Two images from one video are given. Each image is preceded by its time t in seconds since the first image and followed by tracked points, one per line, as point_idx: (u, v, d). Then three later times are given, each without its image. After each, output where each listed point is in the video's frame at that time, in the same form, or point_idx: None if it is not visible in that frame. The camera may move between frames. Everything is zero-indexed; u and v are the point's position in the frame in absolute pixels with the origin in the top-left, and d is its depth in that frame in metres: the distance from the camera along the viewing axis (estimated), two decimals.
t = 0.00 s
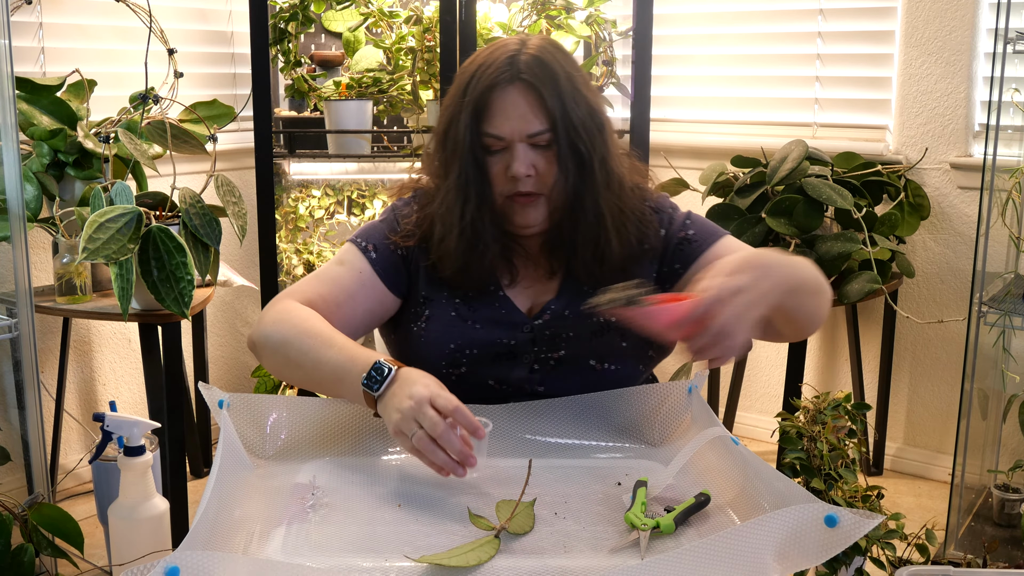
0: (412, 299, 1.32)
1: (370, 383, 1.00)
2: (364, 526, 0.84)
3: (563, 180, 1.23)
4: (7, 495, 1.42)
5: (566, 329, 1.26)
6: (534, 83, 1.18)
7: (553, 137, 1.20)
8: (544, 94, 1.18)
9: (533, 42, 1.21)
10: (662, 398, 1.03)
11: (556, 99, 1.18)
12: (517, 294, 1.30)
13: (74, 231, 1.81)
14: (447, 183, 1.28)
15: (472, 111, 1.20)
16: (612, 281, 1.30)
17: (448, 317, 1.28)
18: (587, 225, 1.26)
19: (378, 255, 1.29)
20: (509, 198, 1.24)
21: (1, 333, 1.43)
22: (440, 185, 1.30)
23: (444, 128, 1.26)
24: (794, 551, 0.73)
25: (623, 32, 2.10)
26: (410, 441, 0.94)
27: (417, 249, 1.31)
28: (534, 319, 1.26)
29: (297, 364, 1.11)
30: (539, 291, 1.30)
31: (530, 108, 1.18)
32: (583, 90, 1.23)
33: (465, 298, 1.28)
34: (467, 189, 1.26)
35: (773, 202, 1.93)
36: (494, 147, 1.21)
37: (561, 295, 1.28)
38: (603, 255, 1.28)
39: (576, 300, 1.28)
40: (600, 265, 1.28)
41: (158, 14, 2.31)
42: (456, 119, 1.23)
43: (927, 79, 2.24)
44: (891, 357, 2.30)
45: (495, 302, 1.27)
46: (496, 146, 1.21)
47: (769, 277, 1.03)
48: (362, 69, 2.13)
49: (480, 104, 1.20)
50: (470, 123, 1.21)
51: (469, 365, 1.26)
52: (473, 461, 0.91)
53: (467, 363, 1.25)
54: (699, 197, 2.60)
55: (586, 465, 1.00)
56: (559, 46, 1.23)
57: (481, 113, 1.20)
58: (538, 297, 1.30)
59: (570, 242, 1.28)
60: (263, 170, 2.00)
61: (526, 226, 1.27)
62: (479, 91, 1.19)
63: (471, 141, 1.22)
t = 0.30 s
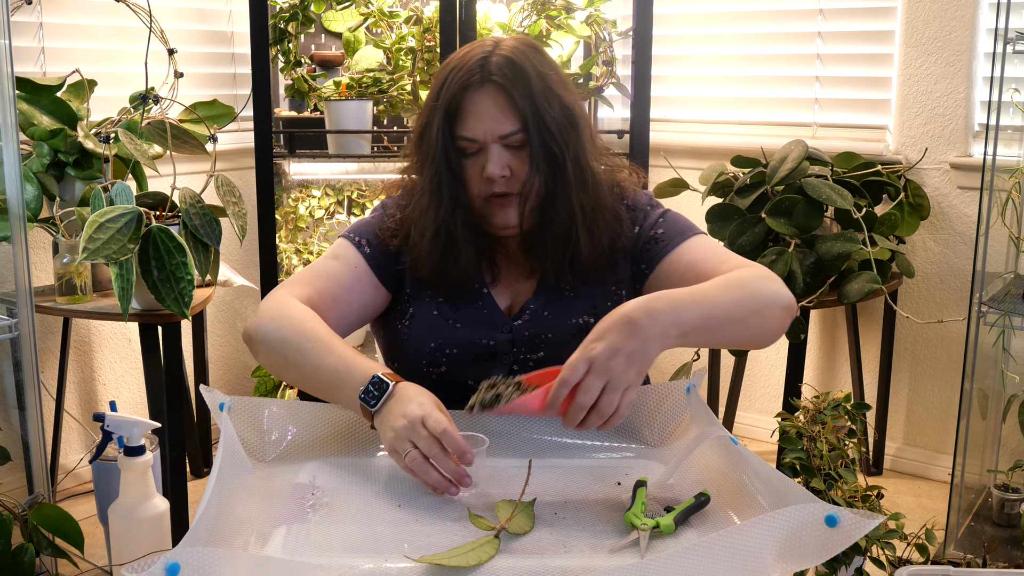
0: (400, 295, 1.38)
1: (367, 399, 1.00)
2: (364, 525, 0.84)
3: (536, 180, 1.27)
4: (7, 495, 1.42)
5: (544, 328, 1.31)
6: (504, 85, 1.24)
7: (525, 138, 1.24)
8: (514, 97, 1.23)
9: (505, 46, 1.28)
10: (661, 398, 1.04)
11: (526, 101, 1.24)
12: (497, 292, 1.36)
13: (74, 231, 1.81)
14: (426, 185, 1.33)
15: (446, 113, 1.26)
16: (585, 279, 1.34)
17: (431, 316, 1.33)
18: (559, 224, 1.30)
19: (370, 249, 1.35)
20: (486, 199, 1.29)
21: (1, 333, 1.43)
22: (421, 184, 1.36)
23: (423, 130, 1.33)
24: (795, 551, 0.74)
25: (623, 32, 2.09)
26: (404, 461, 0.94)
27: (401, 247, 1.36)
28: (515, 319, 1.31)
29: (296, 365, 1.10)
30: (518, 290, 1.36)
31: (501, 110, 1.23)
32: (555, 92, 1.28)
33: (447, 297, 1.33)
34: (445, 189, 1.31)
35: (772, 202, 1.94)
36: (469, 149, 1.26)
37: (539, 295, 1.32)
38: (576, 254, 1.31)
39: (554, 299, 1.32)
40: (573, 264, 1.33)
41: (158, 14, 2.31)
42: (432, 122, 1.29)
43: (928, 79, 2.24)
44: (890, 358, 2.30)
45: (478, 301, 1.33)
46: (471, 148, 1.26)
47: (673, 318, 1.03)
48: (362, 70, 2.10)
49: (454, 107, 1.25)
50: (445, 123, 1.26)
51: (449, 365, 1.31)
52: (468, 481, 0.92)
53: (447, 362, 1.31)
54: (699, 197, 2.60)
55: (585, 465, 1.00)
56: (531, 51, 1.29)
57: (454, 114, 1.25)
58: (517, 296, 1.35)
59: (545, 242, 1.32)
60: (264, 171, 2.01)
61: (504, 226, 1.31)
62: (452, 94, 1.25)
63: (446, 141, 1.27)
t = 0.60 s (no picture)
0: (397, 299, 1.39)
1: (367, 404, 1.00)
2: (364, 526, 0.85)
3: (523, 183, 1.27)
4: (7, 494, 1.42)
5: (538, 327, 1.31)
6: (486, 90, 1.24)
7: (509, 141, 1.25)
8: (496, 101, 1.23)
9: (486, 49, 1.28)
10: (660, 399, 1.03)
11: (509, 105, 1.24)
12: (491, 293, 1.36)
13: (74, 231, 1.81)
14: (413, 191, 1.34)
15: (430, 120, 1.26)
16: (578, 278, 1.34)
17: (426, 319, 1.34)
18: (548, 226, 1.30)
19: (365, 255, 1.35)
20: (474, 204, 1.29)
21: (2, 333, 1.43)
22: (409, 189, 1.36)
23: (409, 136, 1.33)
24: (795, 551, 0.74)
25: (623, 32, 2.09)
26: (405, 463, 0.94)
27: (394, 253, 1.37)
28: (509, 320, 1.31)
29: (294, 375, 1.11)
30: (511, 291, 1.36)
31: (485, 115, 1.24)
32: (539, 93, 1.28)
33: (440, 302, 1.34)
34: (433, 194, 1.32)
35: (772, 202, 1.94)
36: (454, 155, 1.26)
37: (532, 296, 1.33)
38: (566, 255, 1.31)
39: (548, 299, 1.33)
40: (564, 265, 1.32)
41: (158, 14, 2.31)
42: (416, 128, 1.30)
43: (927, 79, 2.24)
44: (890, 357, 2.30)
45: (471, 302, 1.33)
46: (456, 153, 1.26)
47: (646, 305, 1.01)
48: (362, 70, 2.10)
49: (438, 113, 1.25)
50: (429, 129, 1.27)
51: (445, 368, 1.32)
52: (468, 479, 0.93)
53: (443, 365, 1.32)
54: (699, 197, 2.60)
55: (584, 465, 1.00)
56: (513, 52, 1.29)
57: (438, 120, 1.26)
58: (510, 297, 1.35)
59: (535, 246, 1.32)
60: (265, 172, 2.01)
61: (494, 230, 1.31)
62: (435, 100, 1.25)
63: (431, 146, 1.28)
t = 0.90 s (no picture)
0: (395, 303, 1.39)
1: (367, 408, 1.00)
2: (364, 526, 0.85)
3: (515, 185, 1.27)
4: (7, 494, 1.42)
5: (533, 327, 1.32)
6: (475, 92, 1.24)
7: (500, 143, 1.25)
8: (485, 103, 1.23)
9: (475, 52, 1.28)
10: (658, 397, 1.03)
11: (498, 107, 1.24)
12: (487, 294, 1.36)
13: (74, 231, 1.81)
14: (405, 194, 1.34)
15: (420, 124, 1.26)
16: (573, 276, 1.34)
17: (422, 321, 1.34)
18: (541, 227, 1.30)
19: (361, 261, 1.35)
20: (466, 207, 1.29)
21: (1, 333, 1.43)
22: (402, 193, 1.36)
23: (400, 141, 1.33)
24: (795, 552, 0.73)
25: (623, 32, 2.09)
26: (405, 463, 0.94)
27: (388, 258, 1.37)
28: (505, 320, 1.32)
29: (294, 383, 1.12)
30: (507, 292, 1.36)
31: (474, 118, 1.24)
32: (528, 94, 1.28)
33: (436, 305, 1.34)
34: (426, 198, 1.32)
35: (772, 202, 1.93)
36: (445, 158, 1.26)
37: (528, 295, 1.33)
38: (560, 254, 1.31)
39: (544, 298, 1.33)
40: (558, 264, 1.32)
41: (157, 14, 2.31)
42: (406, 133, 1.30)
43: (927, 79, 2.24)
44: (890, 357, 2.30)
45: (466, 303, 1.33)
46: (447, 157, 1.26)
47: (634, 289, 1.03)
48: (362, 70, 2.10)
49: (428, 117, 1.26)
50: (419, 134, 1.27)
51: (442, 369, 1.33)
52: (468, 478, 0.93)
53: (441, 366, 1.33)
54: (699, 197, 2.60)
55: (583, 465, 1.00)
56: (502, 54, 1.29)
57: (428, 124, 1.26)
58: (506, 297, 1.36)
59: (529, 246, 1.32)
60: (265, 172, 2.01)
61: (487, 231, 1.31)
62: (424, 105, 1.25)
63: (422, 151, 1.28)
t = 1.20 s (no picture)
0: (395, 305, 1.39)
1: (367, 410, 1.00)
2: (364, 526, 0.84)
3: (514, 185, 1.27)
4: (7, 495, 1.42)
5: (532, 327, 1.32)
6: (473, 93, 1.23)
7: (497, 143, 1.24)
8: (482, 103, 1.23)
9: (472, 52, 1.28)
10: (658, 397, 1.03)
11: (496, 107, 1.24)
12: (486, 295, 1.36)
13: (74, 231, 1.80)
14: (403, 195, 1.33)
15: (418, 125, 1.26)
16: (571, 275, 1.34)
17: (421, 323, 1.34)
18: (540, 227, 1.30)
19: (361, 264, 1.35)
20: (464, 207, 1.29)
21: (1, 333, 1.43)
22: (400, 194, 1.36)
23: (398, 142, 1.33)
24: (795, 552, 0.73)
25: (623, 32, 2.09)
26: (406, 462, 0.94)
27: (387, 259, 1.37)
28: (504, 320, 1.31)
29: (294, 385, 1.12)
30: (507, 292, 1.36)
31: (472, 118, 1.23)
32: (526, 94, 1.28)
33: (434, 306, 1.34)
34: (424, 199, 1.31)
35: (773, 201, 1.93)
36: (444, 159, 1.26)
37: (527, 295, 1.32)
38: (558, 253, 1.31)
39: (542, 297, 1.33)
40: (557, 263, 1.32)
41: (157, 14, 2.31)
42: (404, 134, 1.29)
43: (928, 79, 2.24)
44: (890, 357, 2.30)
45: (464, 303, 1.33)
46: (446, 158, 1.26)
47: (631, 285, 1.03)
48: (362, 70, 2.10)
49: (425, 118, 1.25)
50: (417, 135, 1.27)
51: (442, 370, 1.32)
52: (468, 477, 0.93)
53: (440, 367, 1.32)
54: (699, 197, 2.60)
55: (583, 466, 1.00)
56: (498, 54, 1.29)
57: (426, 126, 1.26)
58: (505, 297, 1.35)
59: (527, 245, 1.32)
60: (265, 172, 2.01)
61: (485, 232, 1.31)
62: (422, 106, 1.25)
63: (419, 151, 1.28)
